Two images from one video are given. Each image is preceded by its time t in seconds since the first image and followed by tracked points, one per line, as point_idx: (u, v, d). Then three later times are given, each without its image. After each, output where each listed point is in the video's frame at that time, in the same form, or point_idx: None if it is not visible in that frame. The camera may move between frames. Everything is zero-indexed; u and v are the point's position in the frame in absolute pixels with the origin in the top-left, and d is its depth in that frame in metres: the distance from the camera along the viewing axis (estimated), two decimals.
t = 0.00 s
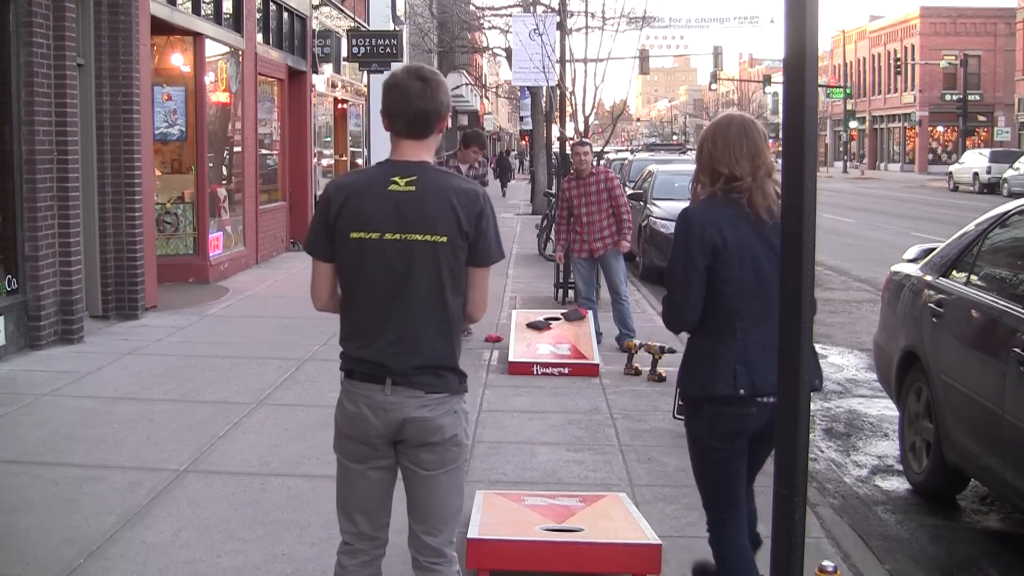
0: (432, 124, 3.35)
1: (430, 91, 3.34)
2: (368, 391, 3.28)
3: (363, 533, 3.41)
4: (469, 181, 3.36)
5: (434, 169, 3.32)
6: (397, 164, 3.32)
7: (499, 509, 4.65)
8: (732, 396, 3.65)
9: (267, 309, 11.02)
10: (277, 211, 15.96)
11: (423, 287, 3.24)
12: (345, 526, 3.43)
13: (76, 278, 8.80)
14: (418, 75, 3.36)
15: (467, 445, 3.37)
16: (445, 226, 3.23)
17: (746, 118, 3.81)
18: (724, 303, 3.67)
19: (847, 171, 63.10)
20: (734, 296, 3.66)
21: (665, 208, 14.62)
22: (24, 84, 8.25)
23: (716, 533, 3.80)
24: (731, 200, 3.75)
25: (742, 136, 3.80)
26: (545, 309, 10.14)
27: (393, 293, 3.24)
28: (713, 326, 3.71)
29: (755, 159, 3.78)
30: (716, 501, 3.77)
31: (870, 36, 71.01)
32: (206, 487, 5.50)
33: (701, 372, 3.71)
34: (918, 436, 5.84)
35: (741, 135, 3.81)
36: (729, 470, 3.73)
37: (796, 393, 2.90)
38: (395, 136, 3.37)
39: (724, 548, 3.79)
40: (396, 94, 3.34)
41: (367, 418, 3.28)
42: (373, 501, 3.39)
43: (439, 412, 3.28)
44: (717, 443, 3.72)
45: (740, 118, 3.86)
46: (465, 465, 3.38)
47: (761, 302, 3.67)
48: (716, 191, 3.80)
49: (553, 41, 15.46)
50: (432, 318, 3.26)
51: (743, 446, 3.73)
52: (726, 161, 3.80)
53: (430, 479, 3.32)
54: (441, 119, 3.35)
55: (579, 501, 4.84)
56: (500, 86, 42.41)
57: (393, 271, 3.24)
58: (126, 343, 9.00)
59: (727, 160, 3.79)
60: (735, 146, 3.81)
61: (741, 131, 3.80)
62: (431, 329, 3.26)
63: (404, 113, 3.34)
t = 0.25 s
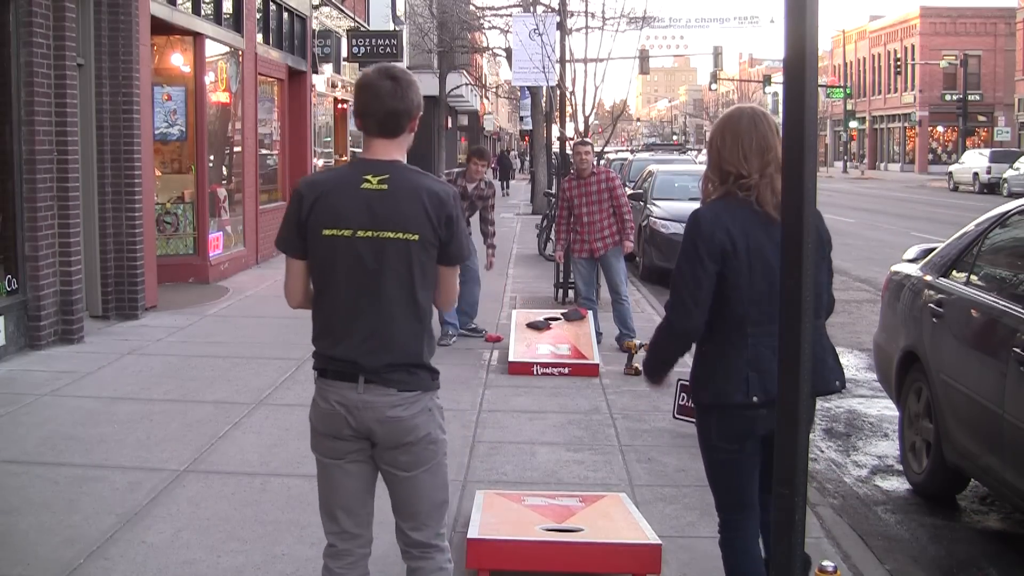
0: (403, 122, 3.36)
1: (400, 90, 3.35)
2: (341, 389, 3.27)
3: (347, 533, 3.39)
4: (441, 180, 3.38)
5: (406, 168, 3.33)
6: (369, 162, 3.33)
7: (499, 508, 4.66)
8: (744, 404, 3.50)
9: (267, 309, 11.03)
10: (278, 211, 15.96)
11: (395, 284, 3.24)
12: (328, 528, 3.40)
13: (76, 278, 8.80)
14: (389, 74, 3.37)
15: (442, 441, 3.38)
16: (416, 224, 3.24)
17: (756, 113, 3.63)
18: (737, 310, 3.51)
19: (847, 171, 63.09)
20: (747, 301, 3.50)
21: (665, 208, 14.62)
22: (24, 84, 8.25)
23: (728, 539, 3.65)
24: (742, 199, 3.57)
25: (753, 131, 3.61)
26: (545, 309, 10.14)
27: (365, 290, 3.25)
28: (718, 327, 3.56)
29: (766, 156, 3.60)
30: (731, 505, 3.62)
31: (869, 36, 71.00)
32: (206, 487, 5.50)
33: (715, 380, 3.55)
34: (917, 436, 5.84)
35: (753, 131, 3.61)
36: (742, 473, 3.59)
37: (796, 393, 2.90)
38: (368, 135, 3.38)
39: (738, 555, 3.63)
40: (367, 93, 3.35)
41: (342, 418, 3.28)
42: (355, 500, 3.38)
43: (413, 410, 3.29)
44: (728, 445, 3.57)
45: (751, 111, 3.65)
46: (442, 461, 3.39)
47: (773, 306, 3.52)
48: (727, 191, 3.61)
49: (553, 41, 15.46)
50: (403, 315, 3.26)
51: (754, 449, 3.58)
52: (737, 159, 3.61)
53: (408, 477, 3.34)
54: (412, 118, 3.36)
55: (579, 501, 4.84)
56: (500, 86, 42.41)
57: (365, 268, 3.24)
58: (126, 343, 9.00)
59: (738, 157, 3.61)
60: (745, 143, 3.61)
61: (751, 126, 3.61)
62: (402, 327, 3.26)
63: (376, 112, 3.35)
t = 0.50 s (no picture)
0: (385, 123, 3.36)
1: (383, 90, 3.35)
2: (330, 390, 3.28)
3: (340, 533, 3.38)
4: (424, 178, 3.38)
5: (389, 167, 3.33)
6: (353, 162, 3.33)
7: (499, 508, 4.66)
8: (740, 406, 3.50)
9: (267, 309, 11.02)
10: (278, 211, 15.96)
11: (379, 283, 3.25)
12: (322, 528, 3.40)
13: (76, 278, 8.80)
14: (370, 75, 3.37)
15: (433, 438, 3.39)
16: (401, 221, 3.24)
17: (765, 111, 3.63)
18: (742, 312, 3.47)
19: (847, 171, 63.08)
20: (752, 304, 3.46)
21: (665, 208, 14.62)
22: (24, 84, 8.25)
23: (731, 542, 3.65)
24: (754, 200, 3.54)
25: (763, 130, 3.61)
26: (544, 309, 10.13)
27: (349, 289, 3.25)
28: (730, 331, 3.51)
29: (776, 155, 3.59)
30: (731, 505, 3.62)
31: (869, 36, 70.99)
32: (206, 487, 5.50)
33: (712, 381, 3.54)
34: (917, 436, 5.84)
35: (762, 129, 3.62)
36: (743, 472, 3.59)
37: (796, 393, 2.90)
38: (350, 135, 3.38)
39: (741, 556, 3.64)
40: (350, 94, 3.34)
41: (334, 420, 3.28)
42: (348, 500, 3.38)
43: (404, 410, 3.29)
44: (725, 445, 3.57)
45: (760, 110, 3.65)
46: (434, 458, 3.41)
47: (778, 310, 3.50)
48: (739, 192, 3.58)
49: (553, 41, 15.46)
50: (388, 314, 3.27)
51: (752, 447, 3.57)
52: (748, 159, 3.59)
53: (402, 476, 3.35)
54: (394, 118, 3.36)
55: (579, 501, 4.84)
56: (500, 86, 42.41)
57: (349, 267, 3.24)
58: (126, 343, 8.99)
59: (748, 157, 3.59)
60: (755, 142, 3.61)
61: (761, 125, 3.62)
62: (382, 326, 3.25)
63: (357, 112, 3.34)
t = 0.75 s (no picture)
0: (393, 123, 3.35)
1: (392, 91, 3.35)
2: (337, 388, 3.28)
3: (343, 532, 3.38)
4: (431, 177, 3.37)
5: (397, 166, 3.32)
6: (361, 161, 3.33)
7: (499, 509, 4.66)
8: (745, 410, 3.50)
9: (267, 309, 11.02)
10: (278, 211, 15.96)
11: (386, 279, 3.25)
12: (325, 527, 3.40)
13: (76, 279, 8.80)
14: (381, 76, 3.37)
15: (436, 438, 3.39)
16: (408, 219, 3.24)
17: (772, 111, 3.63)
18: (744, 315, 3.49)
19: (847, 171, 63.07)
20: (758, 308, 3.48)
21: (666, 208, 14.62)
22: (24, 84, 8.25)
23: (732, 544, 3.65)
24: (757, 198, 3.55)
25: (769, 130, 3.61)
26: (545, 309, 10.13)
27: (356, 285, 3.25)
28: (732, 336, 3.52)
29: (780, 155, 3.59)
30: (732, 507, 3.62)
31: (869, 36, 70.98)
32: (206, 487, 5.50)
33: (716, 383, 3.54)
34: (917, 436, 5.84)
35: (768, 128, 3.61)
36: (743, 472, 3.59)
37: (796, 394, 2.90)
38: (358, 134, 3.38)
39: (743, 558, 3.63)
40: (359, 96, 3.35)
41: (340, 418, 3.28)
42: (352, 498, 3.38)
43: (411, 409, 3.30)
44: (727, 447, 3.57)
45: (767, 110, 3.64)
46: (437, 458, 3.41)
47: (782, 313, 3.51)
48: (742, 190, 3.59)
49: (553, 41, 15.46)
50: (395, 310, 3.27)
51: (755, 448, 3.57)
52: (751, 157, 3.60)
53: (405, 475, 3.34)
54: (403, 120, 3.36)
55: (579, 501, 4.84)
56: (500, 86, 42.40)
57: (356, 263, 3.25)
58: (126, 343, 8.99)
59: (752, 156, 3.60)
60: (760, 141, 3.61)
61: (767, 124, 3.61)
62: (391, 322, 3.26)
63: (367, 112, 3.34)
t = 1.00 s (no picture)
0: (426, 128, 3.36)
1: (426, 96, 3.36)
2: (356, 389, 3.28)
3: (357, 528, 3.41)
4: (461, 184, 3.38)
5: (426, 171, 3.33)
6: (391, 162, 3.34)
7: (499, 508, 4.66)
8: (745, 413, 3.51)
9: (267, 309, 11.02)
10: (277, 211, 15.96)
11: (406, 280, 3.25)
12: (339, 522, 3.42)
13: (75, 279, 8.80)
14: (415, 81, 3.38)
15: (451, 439, 3.40)
16: (432, 223, 3.25)
17: (771, 114, 3.62)
18: (744, 319, 3.49)
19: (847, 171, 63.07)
20: (757, 310, 3.48)
21: (665, 208, 14.63)
22: (24, 84, 8.25)
23: (732, 544, 3.64)
24: (758, 203, 3.55)
25: (769, 132, 3.60)
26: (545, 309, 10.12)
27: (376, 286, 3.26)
28: (732, 339, 3.52)
29: (779, 158, 3.59)
30: (731, 506, 3.62)
31: (869, 36, 70.97)
32: (206, 487, 5.50)
33: (716, 386, 3.54)
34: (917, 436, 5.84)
35: (768, 131, 3.60)
36: (743, 473, 3.60)
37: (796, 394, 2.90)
38: (391, 137, 3.39)
39: (743, 558, 3.63)
40: (393, 99, 3.36)
41: (356, 416, 3.29)
42: (366, 495, 3.39)
43: (427, 408, 3.30)
44: (727, 447, 3.57)
45: (766, 112, 3.64)
46: (450, 458, 3.41)
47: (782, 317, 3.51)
48: (743, 194, 3.59)
49: (553, 41, 15.47)
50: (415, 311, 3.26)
51: (755, 448, 3.57)
52: (751, 161, 3.60)
53: (418, 474, 3.35)
54: (437, 124, 3.37)
55: (579, 501, 4.84)
56: (500, 86, 42.41)
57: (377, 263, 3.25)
58: (126, 343, 8.99)
59: (752, 159, 3.60)
60: (759, 144, 3.61)
61: (767, 127, 3.60)
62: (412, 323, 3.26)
63: (400, 116, 3.35)
